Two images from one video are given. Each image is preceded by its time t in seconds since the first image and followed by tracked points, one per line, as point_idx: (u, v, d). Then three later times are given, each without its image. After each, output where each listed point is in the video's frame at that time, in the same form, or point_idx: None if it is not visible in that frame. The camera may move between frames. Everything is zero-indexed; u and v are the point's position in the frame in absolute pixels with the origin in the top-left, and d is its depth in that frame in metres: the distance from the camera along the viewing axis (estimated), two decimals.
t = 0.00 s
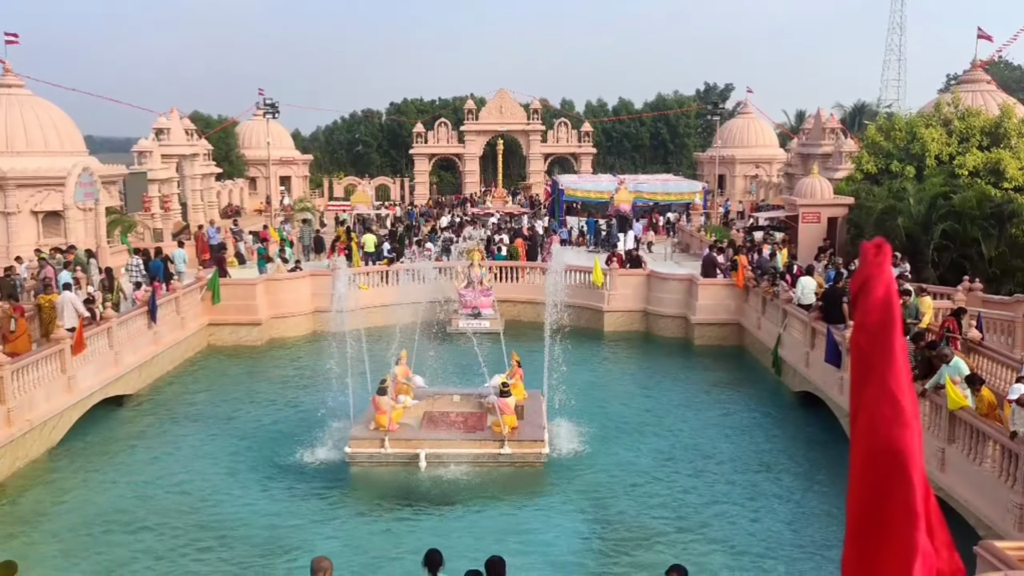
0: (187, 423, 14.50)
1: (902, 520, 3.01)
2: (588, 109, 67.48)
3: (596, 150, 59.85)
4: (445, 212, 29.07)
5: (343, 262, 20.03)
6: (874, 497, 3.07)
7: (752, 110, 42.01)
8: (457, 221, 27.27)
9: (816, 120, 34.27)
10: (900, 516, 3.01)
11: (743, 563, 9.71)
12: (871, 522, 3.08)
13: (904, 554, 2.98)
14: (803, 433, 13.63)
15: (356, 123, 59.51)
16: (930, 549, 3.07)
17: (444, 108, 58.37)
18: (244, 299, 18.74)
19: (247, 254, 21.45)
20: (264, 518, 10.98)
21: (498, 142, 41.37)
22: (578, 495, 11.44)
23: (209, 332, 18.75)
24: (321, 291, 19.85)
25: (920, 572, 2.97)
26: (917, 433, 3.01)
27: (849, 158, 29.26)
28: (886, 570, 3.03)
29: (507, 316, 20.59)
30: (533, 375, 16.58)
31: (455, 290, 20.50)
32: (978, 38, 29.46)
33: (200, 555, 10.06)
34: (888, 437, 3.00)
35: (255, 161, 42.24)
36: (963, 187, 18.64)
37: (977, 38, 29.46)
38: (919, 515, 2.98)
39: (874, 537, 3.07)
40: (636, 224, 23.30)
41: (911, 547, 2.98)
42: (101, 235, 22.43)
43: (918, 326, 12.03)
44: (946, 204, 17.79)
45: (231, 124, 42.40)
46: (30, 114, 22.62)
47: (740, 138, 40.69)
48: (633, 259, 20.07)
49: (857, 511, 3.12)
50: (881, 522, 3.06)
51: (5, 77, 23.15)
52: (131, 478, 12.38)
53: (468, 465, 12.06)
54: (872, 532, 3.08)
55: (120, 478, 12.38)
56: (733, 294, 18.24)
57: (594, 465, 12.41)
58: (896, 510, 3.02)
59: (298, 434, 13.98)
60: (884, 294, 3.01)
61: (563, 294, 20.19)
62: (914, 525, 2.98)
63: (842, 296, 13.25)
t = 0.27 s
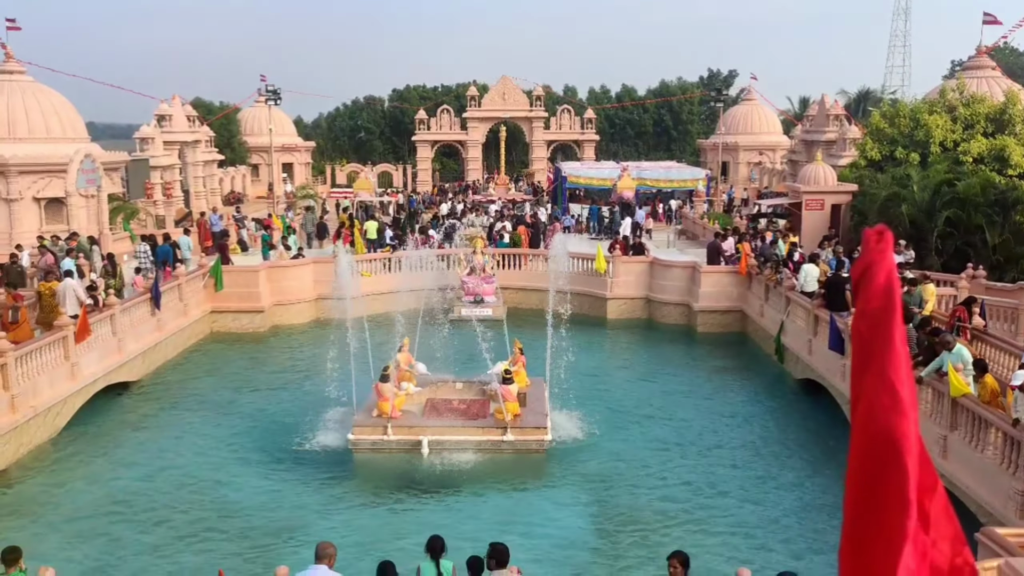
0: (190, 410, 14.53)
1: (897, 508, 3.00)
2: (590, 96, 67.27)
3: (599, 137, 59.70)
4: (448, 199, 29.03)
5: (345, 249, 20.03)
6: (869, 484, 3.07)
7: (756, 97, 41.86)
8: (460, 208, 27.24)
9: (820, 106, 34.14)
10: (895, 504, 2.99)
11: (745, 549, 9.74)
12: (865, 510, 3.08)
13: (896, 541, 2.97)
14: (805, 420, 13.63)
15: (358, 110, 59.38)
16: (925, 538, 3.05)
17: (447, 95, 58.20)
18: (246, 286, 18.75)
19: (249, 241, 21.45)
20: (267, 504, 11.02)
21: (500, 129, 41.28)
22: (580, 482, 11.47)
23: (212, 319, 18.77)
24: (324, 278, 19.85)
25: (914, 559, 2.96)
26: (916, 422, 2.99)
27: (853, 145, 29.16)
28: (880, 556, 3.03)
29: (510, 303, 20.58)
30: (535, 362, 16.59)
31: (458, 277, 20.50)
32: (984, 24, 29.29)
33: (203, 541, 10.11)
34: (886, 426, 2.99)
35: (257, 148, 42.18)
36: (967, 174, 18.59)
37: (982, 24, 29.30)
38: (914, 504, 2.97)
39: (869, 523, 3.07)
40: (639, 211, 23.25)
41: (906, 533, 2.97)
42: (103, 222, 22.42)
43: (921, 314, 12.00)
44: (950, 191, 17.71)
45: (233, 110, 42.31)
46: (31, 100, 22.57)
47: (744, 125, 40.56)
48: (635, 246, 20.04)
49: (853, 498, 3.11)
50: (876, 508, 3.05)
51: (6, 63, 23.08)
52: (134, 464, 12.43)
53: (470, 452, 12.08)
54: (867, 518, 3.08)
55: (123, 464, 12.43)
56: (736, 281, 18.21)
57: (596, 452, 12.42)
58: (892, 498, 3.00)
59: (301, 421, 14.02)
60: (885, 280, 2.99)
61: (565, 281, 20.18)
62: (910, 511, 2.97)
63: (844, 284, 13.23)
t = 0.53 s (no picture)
0: (199, 402, 14.59)
1: (903, 501, 3.00)
2: (599, 88, 67.11)
3: (607, 129, 59.57)
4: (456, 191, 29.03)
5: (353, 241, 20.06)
6: (876, 477, 3.06)
7: (765, 89, 41.70)
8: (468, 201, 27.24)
9: (829, 98, 33.99)
10: (901, 496, 2.99)
11: (752, 542, 9.74)
12: (872, 502, 3.07)
13: (903, 533, 2.97)
14: (814, 413, 13.61)
15: (366, 102, 59.36)
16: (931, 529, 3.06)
17: (455, 87, 58.13)
18: (255, 279, 18.80)
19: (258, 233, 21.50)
20: (276, 496, 11.07)
21: (508, 121, 41.23)
22: (587, 474, 11.48)
23: (221, 312, 18.84)
24: (332, 270, 19.89)
25: (920, 550, 2.97)
26: (921, 414, 2.99)
27: (863, 137, 29.03)
28: (886, 548, 3.03)
29: (518, 296, 20.58)
30: (543, 355, 16.60)
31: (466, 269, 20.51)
32: (995, 15, 29.10)
33: (213, 532, 10.16)
34: (892, 418, 2.98)
35: (265, 140, 42.22)
36: (977, 166, 18.50)
37: (993, 15, 29.10)
38: (921, 496, 2.97)
39: (875, 515, 3.07)
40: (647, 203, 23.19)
41: (912, 525, 2.97)
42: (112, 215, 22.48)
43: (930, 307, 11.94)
44: (960, 183, 17.62)
45: (242, 103, 42.35)
46: (41, 93, 22.64)
47: (753, 117, 40.41)
48: (643, 238, 20.00)
49: (859, 490, 3.11)
50: (882, 500, 3.05)
51: (16, 56, 23.14)
52: (144, 456, 12.49)
53: (479, 444, 12.11)
54: (873, 510, 3.08)
55: (133, 455, 12.50)
56: (744, 274, 18.18)
57: (603, 445, 12.43)
58: (897, 490, 3.00)
59: (309, 412, 14.07)
60: (892, 271, 2.96)
61: (573, 274, 20.18)
62: (916, 504, 2.97)
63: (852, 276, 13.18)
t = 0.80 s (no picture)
0: (215, 403, 14.67)
1: (922, 500, 2.99)
2: (613, 88, 67.03)
3: (621, 130, 59.49)
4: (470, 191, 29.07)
5: (368, 242, 20.12)
6: (894, 475, 3.05)
7: (780, 89, 41.54)
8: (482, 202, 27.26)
9: (846, 98, 33.81)
10: (921, 496, 2.98)
11: (767, 543, 9.71)
12: (891, 501, 3.07)
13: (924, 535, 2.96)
14: (829, 414, 13.54)
15: (380, 103, 59.51)
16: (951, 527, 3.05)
17: (469, 88, 58.19)
18: (270, 280, 18.88)
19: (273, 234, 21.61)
20: (292, 495, 11.12)
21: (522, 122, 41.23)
22: (602, 475, 11.47)
23: (237, 312, 18.93)
24: (346, 271, 19.94)
25: (939, 550, 2.96)
26: (941, 415, 2.97)
27: (879, 137, 28.87)
28: (904, 548, 3.03)
29: (532, 296, 20.58)
30: (557, 355, 16.59)
31: (480, 270, 20.53)
32: (1014, 13, 28.86)
33: (229, 531, 10.21)
34: (912, 418, 2.96)
35: (281, 141, 42.42)
36: (995, 166, 18.37)
37: (1012, 14, 28.86)
38: (941, 496, 2.96)
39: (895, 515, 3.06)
40: (661, 204, 23.13)
41: (931, 525, 2.96)
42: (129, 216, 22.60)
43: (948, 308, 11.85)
44: (979, 182, 17.48)
45: (257, 104, 42.56)
46: (60, 95, 22.81)
47: (769, 117, 40.25)
48: (658, 239, 19.95)
49: (878, 489, 3.10)
50: (901, 500, 3.04)
51: (34, 59, 23.33)
52: (161, 455, 12.58)
53: (494, 445, 12.11)
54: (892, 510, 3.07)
55: (150, 455, 12.58)
56: (760, 275, 18.11)
57: (617, 446, 12.41)
58: (917, 490, 2.99)
59: (324, 413, 14.12)
60: (913, 272, 2.92)
61: (587, 274, 20.16)
62: (936, 505, 2.96)
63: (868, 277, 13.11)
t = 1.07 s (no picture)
0: (236, 411, 14.76)
1: (943, 513, 2.94)
2: (633, 97, 67.00)
3: (641, 139, 59.44)
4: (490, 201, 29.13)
5: (387, 251, 20.18)
6: (916, 486, 3.00)
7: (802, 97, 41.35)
8: (501, 211, 27.31)
9: (867, 106, 33.60)
10: (941, 507, 2.93)
11: (789, 554, 9.63)
12: (911, 512, 3.01)
13: (945, 546, 2.90)
14: (852, 424, 13.42)
15: (400, 113, 59.81)
16: (971, 542, 2.99)
17: (488, 98, 58.36)
18: (291, 289, 18.99)
19: (294, 244, 21.74)
20: (312, 504, 11.16)
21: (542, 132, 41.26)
22: (622, 485, 11.43)
23: (258, 321, 19.05)
24: (366, 280, 20.02)
25: (958, 563, 2.90)
26: (963, 426, 2.93)
27: (902, 144, 28.66)
28: (923, 561, 2.96)
29: (551, 305, 20.56)
30: (576, 365, 16.56)
31: (499, 279, 20.55)
32: None
33: (250, 539, 10.27)
34: (932, 430, 2.93)
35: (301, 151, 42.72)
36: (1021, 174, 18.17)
37: None
38: (961, 508, 2.90)
39: (915, 528, 3.00)
40: (681, 213, 23.06)
41: (950, 537, 2.91)
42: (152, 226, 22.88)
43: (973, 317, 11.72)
44: (1003, 191, 17.28)
45: (279, 115, 42.90)
46: (85, 106, 23.08)
47: (789, 126, 40.07)
48: (677, 248, 19.89)
49: (899, 501, 3.05)
50: (922, 511, 2.99)
51: (60, 71, 23.65)
52: (183, 463, 12.66)
53: (513, 453, 12.10)
54: (913, 521, 3.01)
55: (172, 463, 12.68)
56: (780, 283, 18.00)
57: (637, 455, 12.36)
58: (937, 501, 2.94)
59: (344, 421, 14.15)
60: (934, 280, 2.90)
61: (607, 283, 20.12)
62: (956, 517, 2.90)
63: (892, 286, 13.00)
